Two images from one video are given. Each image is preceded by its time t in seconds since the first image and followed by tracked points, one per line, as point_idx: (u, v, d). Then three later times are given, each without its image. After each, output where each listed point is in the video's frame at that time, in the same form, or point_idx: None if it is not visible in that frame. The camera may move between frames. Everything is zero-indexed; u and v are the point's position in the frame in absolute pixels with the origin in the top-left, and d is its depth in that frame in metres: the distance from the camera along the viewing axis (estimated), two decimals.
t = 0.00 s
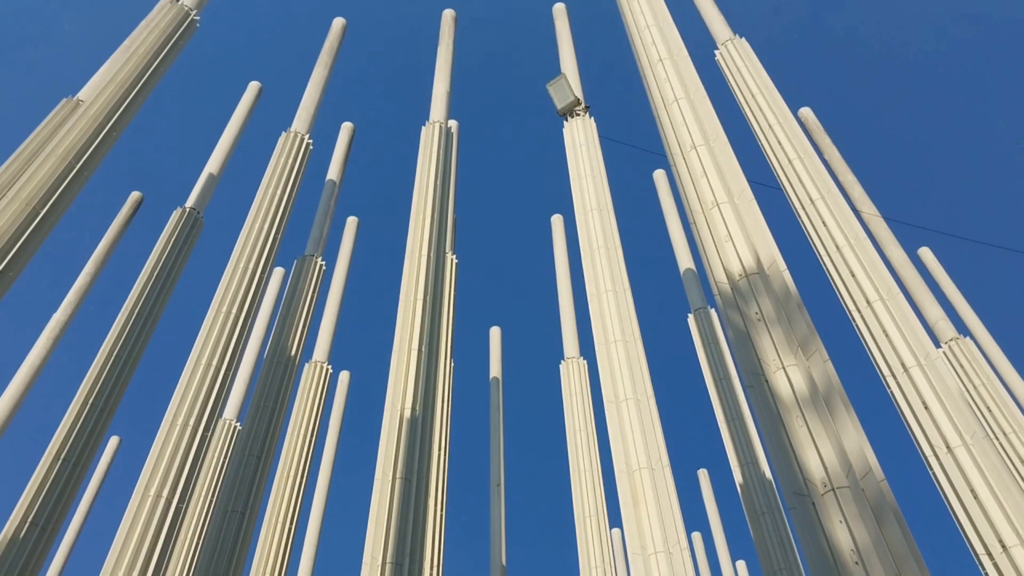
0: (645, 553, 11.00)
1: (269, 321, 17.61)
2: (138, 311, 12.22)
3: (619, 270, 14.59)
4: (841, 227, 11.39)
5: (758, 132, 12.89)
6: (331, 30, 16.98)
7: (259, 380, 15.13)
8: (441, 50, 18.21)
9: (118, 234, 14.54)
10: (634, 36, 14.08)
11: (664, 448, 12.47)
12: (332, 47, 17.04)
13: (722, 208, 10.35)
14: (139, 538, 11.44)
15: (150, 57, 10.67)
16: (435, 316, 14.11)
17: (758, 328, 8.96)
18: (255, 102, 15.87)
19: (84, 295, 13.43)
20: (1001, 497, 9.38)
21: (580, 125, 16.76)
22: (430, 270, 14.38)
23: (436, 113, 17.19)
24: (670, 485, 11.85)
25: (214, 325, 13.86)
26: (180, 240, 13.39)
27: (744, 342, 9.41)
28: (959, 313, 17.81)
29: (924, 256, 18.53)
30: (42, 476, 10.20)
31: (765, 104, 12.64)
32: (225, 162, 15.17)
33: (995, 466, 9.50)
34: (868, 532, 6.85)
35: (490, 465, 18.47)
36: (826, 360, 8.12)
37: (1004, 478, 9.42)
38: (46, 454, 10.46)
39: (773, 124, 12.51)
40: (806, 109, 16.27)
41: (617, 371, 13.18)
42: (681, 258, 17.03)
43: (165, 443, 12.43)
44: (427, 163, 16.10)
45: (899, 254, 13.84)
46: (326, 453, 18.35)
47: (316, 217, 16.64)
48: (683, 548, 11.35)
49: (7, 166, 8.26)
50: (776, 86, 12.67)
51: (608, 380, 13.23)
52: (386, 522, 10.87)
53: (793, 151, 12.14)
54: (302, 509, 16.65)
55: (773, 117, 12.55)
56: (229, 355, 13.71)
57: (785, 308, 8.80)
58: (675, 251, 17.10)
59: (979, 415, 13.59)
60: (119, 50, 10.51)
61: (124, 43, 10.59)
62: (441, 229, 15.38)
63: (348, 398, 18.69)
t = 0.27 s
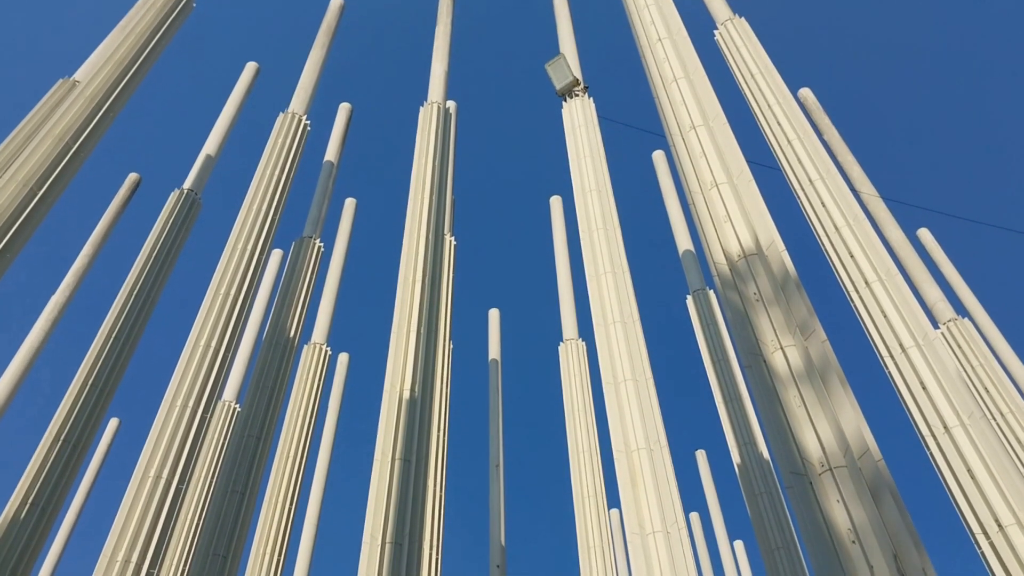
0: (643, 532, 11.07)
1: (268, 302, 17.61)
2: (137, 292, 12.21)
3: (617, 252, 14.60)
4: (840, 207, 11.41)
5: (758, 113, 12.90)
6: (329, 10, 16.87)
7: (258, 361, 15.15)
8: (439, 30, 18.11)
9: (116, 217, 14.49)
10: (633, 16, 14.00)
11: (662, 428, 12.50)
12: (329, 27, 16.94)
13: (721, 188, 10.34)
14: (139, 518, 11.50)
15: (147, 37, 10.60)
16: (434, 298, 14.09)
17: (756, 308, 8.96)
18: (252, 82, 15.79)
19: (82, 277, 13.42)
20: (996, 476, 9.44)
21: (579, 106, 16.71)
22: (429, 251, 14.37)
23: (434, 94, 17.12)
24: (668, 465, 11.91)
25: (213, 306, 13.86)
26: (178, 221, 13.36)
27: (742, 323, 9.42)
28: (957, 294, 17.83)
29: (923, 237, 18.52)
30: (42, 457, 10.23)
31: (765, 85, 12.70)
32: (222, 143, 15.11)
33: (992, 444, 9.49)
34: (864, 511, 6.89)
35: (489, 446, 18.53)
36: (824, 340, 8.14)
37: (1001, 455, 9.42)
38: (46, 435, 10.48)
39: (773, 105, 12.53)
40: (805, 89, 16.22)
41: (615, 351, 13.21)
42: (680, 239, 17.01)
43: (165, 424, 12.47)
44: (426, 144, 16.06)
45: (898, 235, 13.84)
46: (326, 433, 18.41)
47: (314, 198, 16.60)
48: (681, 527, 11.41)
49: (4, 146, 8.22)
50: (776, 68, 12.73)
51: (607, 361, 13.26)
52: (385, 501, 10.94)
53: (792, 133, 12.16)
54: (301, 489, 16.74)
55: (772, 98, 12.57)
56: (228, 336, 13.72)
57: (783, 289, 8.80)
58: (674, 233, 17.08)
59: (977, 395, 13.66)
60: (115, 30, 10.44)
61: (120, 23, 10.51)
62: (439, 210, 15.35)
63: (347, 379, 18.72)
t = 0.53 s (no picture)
0: (642, 510, 11.14)
1: (266, 283, 17.60)
2: (135, 273, 12.21)
3: (616, 232, 14.59)
4: (840, 186, 11.37)
5: (757, 93, 12.85)
6: None
7: (257, 342, 15.17)
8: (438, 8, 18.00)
9: (114, 198, 14.43)
10: None
11: (661, 407, 12.54)
12: (327, 5, 16.84)
13: (721, 167, 10.33)
14: (140, 498, 11.56)
15: (143, 16, 10.54)
16: (433, 278, 14.08)
17: (755, 288, 8.98)
18: (249, 62, 15.71)
19: (81, 257, 13.40)
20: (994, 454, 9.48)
21: (578, 85, 16.64)
22: (428, 231, 14.36)
23: (432, 73, 17.04)
24: (667, 444, 11.97)
25: (212, 286, 13.86)
26: (176, 201, 13.34)
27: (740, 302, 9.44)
28: (956, 274, 17.82)
29: (923, 217, 18.49)
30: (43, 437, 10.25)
31: (765, 64, 12.67)
32: (220, 123, 15.05)
33: (986, 419, 9.51)
34: (862, 489, 6.93)
35: (488, 427, 18.58)
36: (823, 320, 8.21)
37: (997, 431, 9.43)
38: (46, 417, 10.49)
39: (773, 84, 12.48)
40: (805, 68, 16.14)
41: (614, 332, 13.24)
42: (679, 219, 16.99)
43: (164, 404, 12.50)
44: (424, 124, 16.00)
45: (897, 215, 13.82)
46: (326, 413, 18.46)
47: (313, 178, 16.56)
48: (679, 506, 11.48)
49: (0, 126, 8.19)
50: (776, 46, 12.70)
51: (605, 341, 13.28)
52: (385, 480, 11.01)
53: (792, 112, 12.11)
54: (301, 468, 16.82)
55: (772, 76, 12.52)
56: (228, 316, 13.73)
57: (782, 268, 8.82)
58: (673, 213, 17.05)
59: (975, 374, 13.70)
60: (111, 9, 10.37)
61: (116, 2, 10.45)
62: (438, 190, 15.32)
63: (347, 359, 18.75)
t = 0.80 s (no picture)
0: (640, 490, 11.19)
1: (265, 264, 17.57)
2: (134, 254, 12.18)
3: (616, 213, 14.55)
4: (840, 166, 11.35)
5: (757, 72, 12.79)
6: None
7: (256, 322, 15.16)
8: None
9: (112, 179, 14.37)
10: None
11: (660, 388, 12.57)
12: None
13: (721, 147, 10.31)
14: (141, 479, 11.60)
15: None
16: (432, 258, 14.05)
17: (755, 269, 8.99)
18: (247, 41, 15.61)
19: (80, 237, 13.37)
20: (992, 432, 9.56)
21: (578, 65, 16.55)
22: (427, 212, 14.32)
23: (431, 52, 16.95)
24: (666, 425, 12.01)
25: (212, 267, 13.84)
26: (175, 182, 13.29)
27: (740, 283, 9.44)
28: (955, 254, 17.82)
29: (923, 197, 18.46)
30: (43, 417, 10.26)
31: (765, 43, 12.63)
32: (218, 103, 14.98)
33: (988, 403, 9.57)
34: (860, 469, 6.96)
35: (487, 408, 18.62)
36: (822, 300, 8.18)
37: (997, 414, 9.52)
38: (46, 397, 10.49)
39: (773, 63, 12.44)
40: (805, 48, 16.06)
41: (613, 313, 13.24)
42: (680, 200, 16.94)
43: (164, 385, 12.51)
44: (423, 104, 15.94)
45: (897, 195, 13.79)
46: (326, 394, 18.49)
47: (311, 158, 16.50)
48: (678, 486, 11.53)
49: None
50: (776, 25, 12.64)
51: (605, 322, 13.29)
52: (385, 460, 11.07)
53: (793, 91, 12.07)
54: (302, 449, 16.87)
55: (772, 56, 12.48)
56: (227, 297, 13.71)
57: (782, 248, 8.80)
58: (673, 193, 17.00)
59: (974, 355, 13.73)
60: None
61: None
62: (437, 171, 15.27)
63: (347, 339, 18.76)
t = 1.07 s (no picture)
0: (638, 471, 11.23)
1: (264, 246, 17.54)
2: (133, 235, 12.17)
3: (616, 195, 14.53)
4: (840, 148, 11.32)
5: (757, 53, 12.73)
6: None
7: (256, 305, 15.17)
8: None
9: (109, 162, 14.31)
10: None
11: (659, 370, 12.60)
12: None
13: (721, 129, 10.28)
14: (141, 460, 11.66)
15: None
16: (431, 239, 14.04)
17: (754, 250, 8.99)
18: (245, 22, 15.52)
19: (78, 219, 13.35)
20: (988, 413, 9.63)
21: (578, 45, 16.48)
22: (426, 194, 14.30)
23: (430, 33, 16.86)
24: (665, 407, 12.04)
25: (210, 249, 13.84)
26: (173, 163, 13.26)
27: (739, 265, 9.44)
28: (954, 236, 17.83)
29: (923, 179, 18.45)
30: (44, 398, 10.28)
31: (766, 24, 12.55)
32: (216, 84, 14.91)
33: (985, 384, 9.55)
34: (857, 448, 7.00)
35: (486, 389, 18.66)
36: (821, 283, 8.24)
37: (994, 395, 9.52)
38: (45, 379, 10.50)
39: (773, 44, 12.36)
40: (806, 28, 15.98)
41: (612, 295, 13.26)
42: (679, 181, 16.91)
43: (163, 367, 12.53)
44: (422, 85, 15.88)
45: (897, 176, 13.78)
46: (325, 376, 18.52)
47: (310, 140, 16.46)
48: (677, 467, 11.59)
49: None
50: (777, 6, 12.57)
51: (604, 304, 13.31)
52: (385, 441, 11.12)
53: (793, 73, 11.99)
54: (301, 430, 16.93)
55: (772, 37, 12.40)
56: (226, 278, 13.72)
57: (781, 231, 8.85)
58: (673, 175, 16.97)
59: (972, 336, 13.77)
60: None
61: None
62: (436, 152, 15.24)
63: (346, 322, 18.77)
